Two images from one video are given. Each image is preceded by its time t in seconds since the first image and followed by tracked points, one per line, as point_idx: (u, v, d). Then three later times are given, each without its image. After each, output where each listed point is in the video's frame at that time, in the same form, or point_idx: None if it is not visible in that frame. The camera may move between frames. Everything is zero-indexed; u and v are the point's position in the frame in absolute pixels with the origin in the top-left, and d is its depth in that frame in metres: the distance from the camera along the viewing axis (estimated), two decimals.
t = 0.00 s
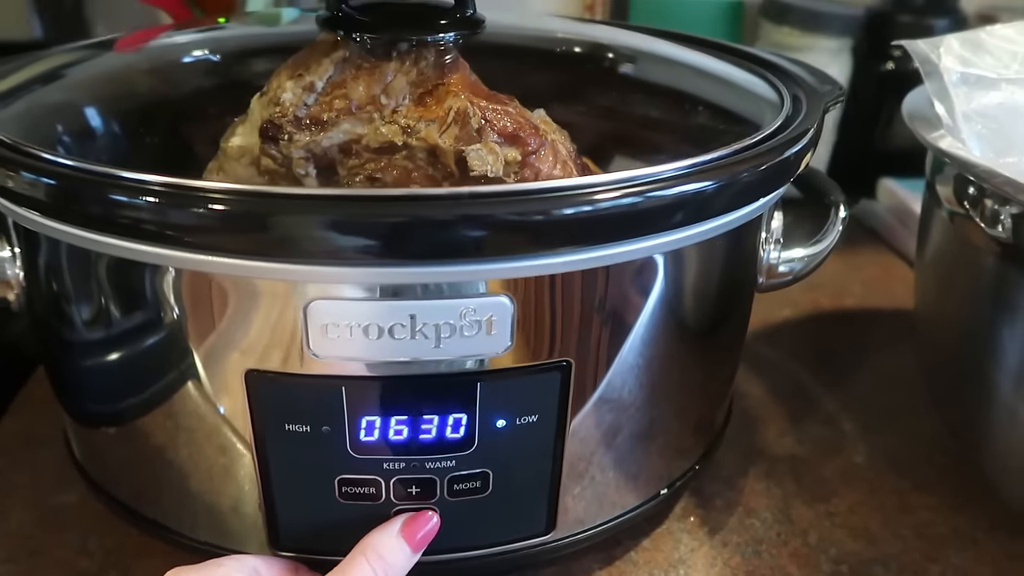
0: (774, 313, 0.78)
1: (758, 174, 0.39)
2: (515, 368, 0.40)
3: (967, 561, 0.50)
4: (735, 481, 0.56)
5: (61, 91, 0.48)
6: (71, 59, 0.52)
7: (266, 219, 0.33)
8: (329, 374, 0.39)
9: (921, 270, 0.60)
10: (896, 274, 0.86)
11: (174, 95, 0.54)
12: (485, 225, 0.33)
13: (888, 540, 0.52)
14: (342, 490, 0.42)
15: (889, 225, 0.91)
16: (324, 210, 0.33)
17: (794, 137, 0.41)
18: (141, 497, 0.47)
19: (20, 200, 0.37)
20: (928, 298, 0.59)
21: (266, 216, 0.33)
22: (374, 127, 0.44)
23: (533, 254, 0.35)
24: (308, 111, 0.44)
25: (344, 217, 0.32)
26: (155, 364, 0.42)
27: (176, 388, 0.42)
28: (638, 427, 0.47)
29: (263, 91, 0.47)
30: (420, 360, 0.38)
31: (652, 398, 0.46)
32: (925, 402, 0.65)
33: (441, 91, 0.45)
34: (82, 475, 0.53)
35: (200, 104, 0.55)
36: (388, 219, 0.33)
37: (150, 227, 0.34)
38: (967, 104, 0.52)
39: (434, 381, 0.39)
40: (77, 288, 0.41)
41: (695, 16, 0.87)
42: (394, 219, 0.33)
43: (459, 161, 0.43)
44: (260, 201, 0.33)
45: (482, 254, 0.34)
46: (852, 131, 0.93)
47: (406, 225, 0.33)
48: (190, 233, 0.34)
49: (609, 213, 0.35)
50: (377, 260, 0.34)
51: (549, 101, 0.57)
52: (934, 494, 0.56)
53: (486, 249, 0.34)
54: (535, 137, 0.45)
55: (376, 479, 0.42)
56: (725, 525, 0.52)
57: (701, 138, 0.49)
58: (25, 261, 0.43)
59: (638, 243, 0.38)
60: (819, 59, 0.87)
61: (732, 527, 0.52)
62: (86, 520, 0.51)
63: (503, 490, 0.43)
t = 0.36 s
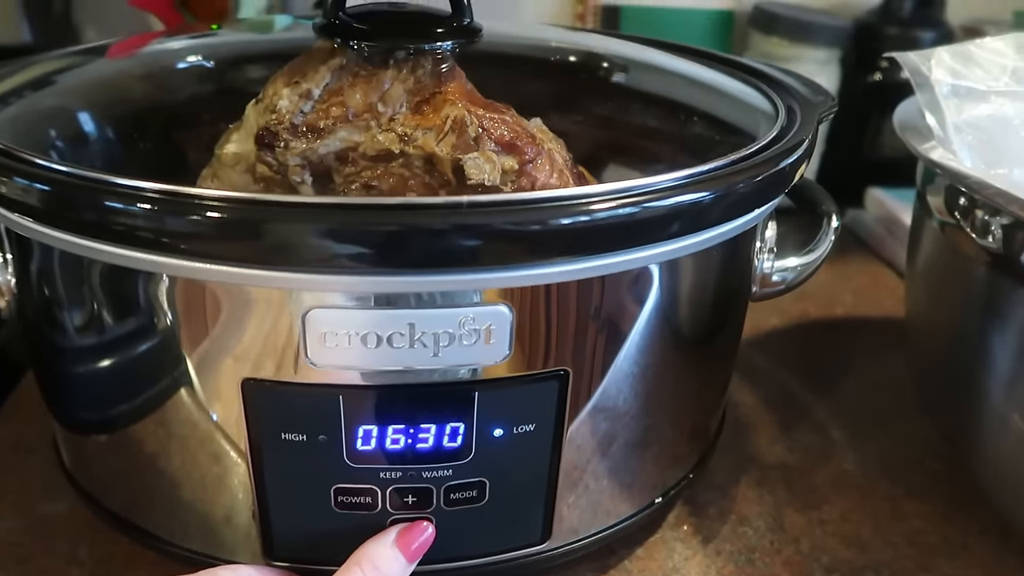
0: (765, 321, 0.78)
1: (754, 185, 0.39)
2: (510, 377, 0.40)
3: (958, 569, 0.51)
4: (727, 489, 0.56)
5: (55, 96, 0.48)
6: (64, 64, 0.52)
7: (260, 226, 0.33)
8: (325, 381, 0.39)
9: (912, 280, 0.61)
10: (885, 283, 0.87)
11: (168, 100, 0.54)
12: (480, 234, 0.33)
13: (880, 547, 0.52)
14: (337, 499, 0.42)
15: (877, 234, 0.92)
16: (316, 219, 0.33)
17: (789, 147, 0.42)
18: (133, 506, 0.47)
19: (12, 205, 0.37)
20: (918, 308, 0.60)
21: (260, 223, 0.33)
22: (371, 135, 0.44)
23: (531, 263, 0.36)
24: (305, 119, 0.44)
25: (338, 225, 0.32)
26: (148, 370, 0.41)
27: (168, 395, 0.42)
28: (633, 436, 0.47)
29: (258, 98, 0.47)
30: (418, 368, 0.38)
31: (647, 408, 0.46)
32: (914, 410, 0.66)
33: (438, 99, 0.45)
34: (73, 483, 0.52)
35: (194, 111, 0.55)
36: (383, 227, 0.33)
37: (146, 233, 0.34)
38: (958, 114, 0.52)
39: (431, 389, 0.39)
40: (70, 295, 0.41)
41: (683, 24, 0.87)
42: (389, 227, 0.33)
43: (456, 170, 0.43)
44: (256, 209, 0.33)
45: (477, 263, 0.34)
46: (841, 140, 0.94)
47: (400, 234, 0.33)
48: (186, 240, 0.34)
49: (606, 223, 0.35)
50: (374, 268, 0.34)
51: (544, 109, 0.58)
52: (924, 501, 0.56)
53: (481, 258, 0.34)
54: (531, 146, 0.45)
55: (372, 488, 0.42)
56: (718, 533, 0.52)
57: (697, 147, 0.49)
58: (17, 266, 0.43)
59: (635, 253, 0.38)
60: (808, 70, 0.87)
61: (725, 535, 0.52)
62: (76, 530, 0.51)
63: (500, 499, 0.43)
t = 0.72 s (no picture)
0: (754, 322, 0.78)
1: (743, 182, 0.39)
2: (497, 372, 0.40)
3: (944, 569, 0.51)
4: (715, 488, 0.56)
5: (42, 87, 0.47)
6: (51, 55, 0.52)
7: (247, 217, 0.32)
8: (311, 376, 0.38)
9: (901, 281, 0.61)
10: (874, 285, 0.87)
11: (157, 93, 0.53)
12: (469, 227, 0.33)
13: (867, 547, 0.52)
14: (322, 494, 0.42)
15: (866, 236, 0.92)
16: (305, 211, 0.32)
17: (779, 145, 0.42)
18: (117, 501, 0.46)
19: None
20: (906, 309, 0.60)
21: (246, 214, 0.32)
22: (360, 129, 0.44)
23: (519, 258, 0.35)
24: (294, 112, 0.44)
25: (325, 217, 0.32)
26: (133, 365, 0.41)
27: (154, 390, 0.42)
28: (620, 434, 0.47)
29: (247, 91, 0.47)
30: (404, 362, 0.38)
31: (635, 406, 0.46)
32: (901, 411, 0.66)
33: (428, 94, 0.45)
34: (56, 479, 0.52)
35: (182, 104, 0.54)
36: (369, 220, 0.32)
37: (131, 225, 0.34)
38: (947, 116, 0.52)
39: (418, 385, 0.39)
40: (55, 289, 0.40)
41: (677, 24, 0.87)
42: (375, 220, 0.32)
43: (446, 166, 0.43)
44: (242, 200, 0.33)
45: (463, 257, 0.34)
46: (831, 142, 0.94)
47: (387, 226, 0.33)
48: (172, 232, 0.34)
49: (595, 218, 0.35)
50: (358, 261, 0.34)
51: (534, 107, 0.58)
52: (911, 501, 0.56)
53: (468, 251, 0.34)
54: (521, 142, 0.45)
55: (358, 483, 0.41)
56: (705, 532, 0.52)
57: (687, 145, 0.49)
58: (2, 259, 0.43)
59: (623, 248, 0.38)
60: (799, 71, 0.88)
61: (713, 533, 0.52)
62: (59, 525, 0.50)
63: (486, 495, 0.43)
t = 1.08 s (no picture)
0: (757, 315, 0.78)
1: (751, 169, 0.39)
2: (498, 359, 0.39)
3: (949, 562, 0.50)
4: (719, 480, 0.56)
5: (42, 70, 0.47)
6: (50, 40, 0.51)
7: (249, 198, 0.32)
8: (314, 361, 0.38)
9: (907, 274, 0.60)
10: (877, 280, 0.86)
11: (158, 78, 0.53)
12: (475, 210, 0.33)
13: (871, 539, 0.52)
14: (325, 481, 0.41)
15: (869, 231, 0.91)
16: (304, 192, 0.32)
17: (789, 132, 0.41)
18: (117, 488, 0.46)
19: None
20: (912, 301, 0.59)
21: (249, 195, 0.32)
22: (363, 114, 0.43)
23: (524, 242, 0.35)
24: (296, 97, 0.44)
25: (327, 198, 0.32)
26: (133, 354, 0.41)
27: (154, 379, 0.41)
28: (625, 426, 0.46)
29: (249, 76, 0.46)
30: (407, 347, 0.37)
31: (640, 397, 0.46)
32: (905, 405, 0.66)
33: (433, 79, 0.44)
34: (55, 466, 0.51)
35: (183, 90, 0.54)
36: (372, 202, 0.32)
37: (132, 205, 0.34)
38: (955, 106, 0.52)
39: (420, 371, 0.38)
40: (55, 275, 0.40)
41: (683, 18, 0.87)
42: (378, 201, 0.32)
43: (451, 151, 0.42)
44: (244, 180, 0.32)
45: (467, 240, 0.34)
46: (835, 136, 0.94)
47: (390, 208, 0.32)
48: (173, 213, 0.33)
49: (602, 202, 0.34)
50: (357, 244, 0.33)
51: (539, 94, 0.57)
52: (915, 495, 0.56)
53: (472, 235, 0.34)
54: (527, 129, 0.44)
55: (361, 470, 0.41)
56: (709, 524, 0.52)
57: (694, 133, 0.49)
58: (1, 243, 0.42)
59: (630, 234, 0.38)
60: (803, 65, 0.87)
61: (717, 525, 0.52)
62: (58, 513, 0.50)
63: (491, 483, 0.43)
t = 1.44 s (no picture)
0: (784, 311, 0.77)
1: (792, 164, 0.38)
2: (530, 352, 0.39)
3: (979, 565, 0.50)
4: (748, 477, 0.56)
5: (81, 52, 0.47)
6: (86, 22, 0.51)
7: (286, 183, 0.32)
8: (350, 348, 0.38)
9: (943, 272, 0.60)
10: (905, 278, 0.85)
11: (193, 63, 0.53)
12: (513, 201, 0.33)
13: (900, 539, 0.51)
14: (361, 470, 0.42)
15: (898, 229, 0.90)
16: (332, 178, 0.32)
17: (831, 128, 0.41)
18: (151, 471, 0.46)
19: (39, 154, 0.36)
20: (947, 301, 0.59)
21: (286, 180, 0.32)
22: (402, 102, 0.43)
23: (561, 234, 0.35)
24: (336, 83, 0.43)
25: (363, 184, 0.32)
26: (169, 337, 0.41)
27: (189, 363, 0.41)
28: (655, 422, 0.46)
29: (287, 62, 0.46)
30: (444, 336, 0.37)
31: (671, 394, 0.46)
32: (935, 405, 0.65)
33: (472, 67, 0.44)
34: (89, 448, 0.52)
35: (217, 75, 0.54)
36: (407, 190, 0.32)
37: (171, 187, 0.34)
38: (999, 102, 0.51)
39: (458, 362, 0.38)
40: (95, 258, 0.40)
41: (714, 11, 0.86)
42: (411, 190, 0.32)
43: (490, 141, 0.42)
44: (282, 164, 0.32)
45: (503, 231, 0.34)
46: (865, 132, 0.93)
47: (421, 199, 0.32)
48: (212, 197, 0.33)
49: (639, 195, 0.34)
50: (377, 230, 0.33)
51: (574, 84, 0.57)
52: (945, 495, 0.55)
53: (508, 226, 0.34)
54: (566, 119, 0.44)
55: (397, 458, 0.41)
56: (738, 521, 0.52)
57: (733, 125, 0.48)
58: (42, 225, 0.42)
59: (667, 228, 0.37)
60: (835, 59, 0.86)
61: (746, 522, 0.52)
62: (92, 494, 0.50)
63: (527, 474, 0.43)
